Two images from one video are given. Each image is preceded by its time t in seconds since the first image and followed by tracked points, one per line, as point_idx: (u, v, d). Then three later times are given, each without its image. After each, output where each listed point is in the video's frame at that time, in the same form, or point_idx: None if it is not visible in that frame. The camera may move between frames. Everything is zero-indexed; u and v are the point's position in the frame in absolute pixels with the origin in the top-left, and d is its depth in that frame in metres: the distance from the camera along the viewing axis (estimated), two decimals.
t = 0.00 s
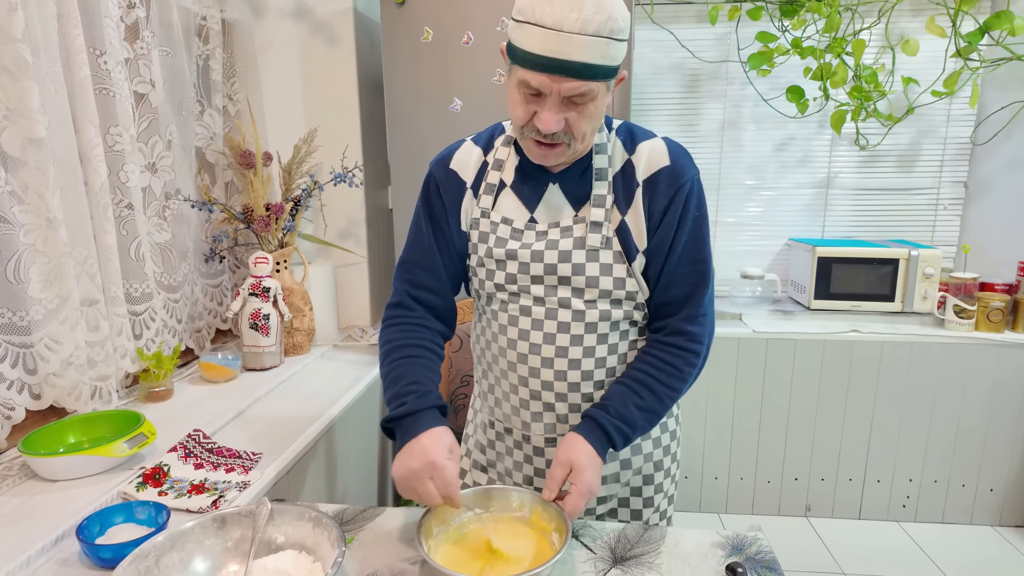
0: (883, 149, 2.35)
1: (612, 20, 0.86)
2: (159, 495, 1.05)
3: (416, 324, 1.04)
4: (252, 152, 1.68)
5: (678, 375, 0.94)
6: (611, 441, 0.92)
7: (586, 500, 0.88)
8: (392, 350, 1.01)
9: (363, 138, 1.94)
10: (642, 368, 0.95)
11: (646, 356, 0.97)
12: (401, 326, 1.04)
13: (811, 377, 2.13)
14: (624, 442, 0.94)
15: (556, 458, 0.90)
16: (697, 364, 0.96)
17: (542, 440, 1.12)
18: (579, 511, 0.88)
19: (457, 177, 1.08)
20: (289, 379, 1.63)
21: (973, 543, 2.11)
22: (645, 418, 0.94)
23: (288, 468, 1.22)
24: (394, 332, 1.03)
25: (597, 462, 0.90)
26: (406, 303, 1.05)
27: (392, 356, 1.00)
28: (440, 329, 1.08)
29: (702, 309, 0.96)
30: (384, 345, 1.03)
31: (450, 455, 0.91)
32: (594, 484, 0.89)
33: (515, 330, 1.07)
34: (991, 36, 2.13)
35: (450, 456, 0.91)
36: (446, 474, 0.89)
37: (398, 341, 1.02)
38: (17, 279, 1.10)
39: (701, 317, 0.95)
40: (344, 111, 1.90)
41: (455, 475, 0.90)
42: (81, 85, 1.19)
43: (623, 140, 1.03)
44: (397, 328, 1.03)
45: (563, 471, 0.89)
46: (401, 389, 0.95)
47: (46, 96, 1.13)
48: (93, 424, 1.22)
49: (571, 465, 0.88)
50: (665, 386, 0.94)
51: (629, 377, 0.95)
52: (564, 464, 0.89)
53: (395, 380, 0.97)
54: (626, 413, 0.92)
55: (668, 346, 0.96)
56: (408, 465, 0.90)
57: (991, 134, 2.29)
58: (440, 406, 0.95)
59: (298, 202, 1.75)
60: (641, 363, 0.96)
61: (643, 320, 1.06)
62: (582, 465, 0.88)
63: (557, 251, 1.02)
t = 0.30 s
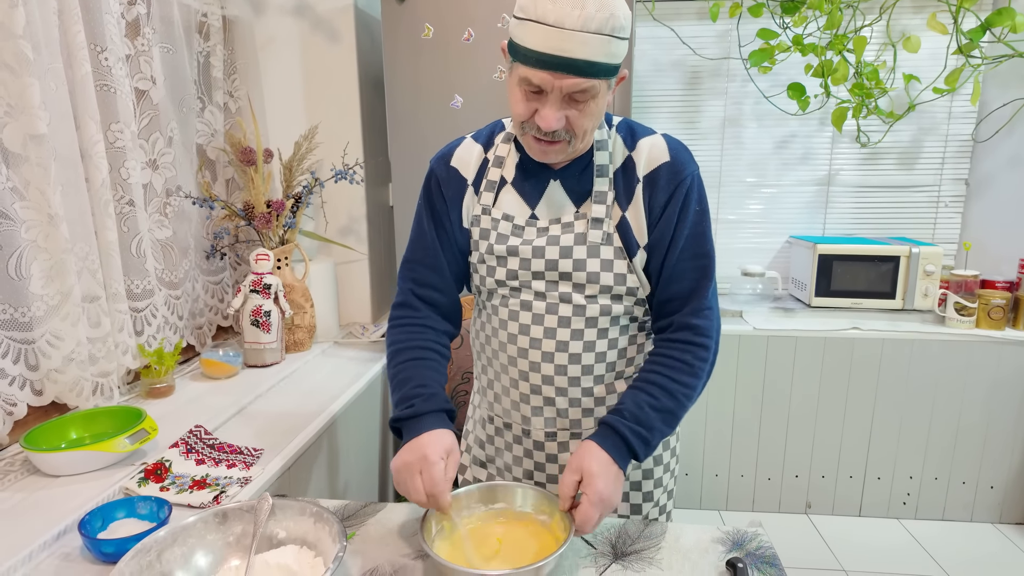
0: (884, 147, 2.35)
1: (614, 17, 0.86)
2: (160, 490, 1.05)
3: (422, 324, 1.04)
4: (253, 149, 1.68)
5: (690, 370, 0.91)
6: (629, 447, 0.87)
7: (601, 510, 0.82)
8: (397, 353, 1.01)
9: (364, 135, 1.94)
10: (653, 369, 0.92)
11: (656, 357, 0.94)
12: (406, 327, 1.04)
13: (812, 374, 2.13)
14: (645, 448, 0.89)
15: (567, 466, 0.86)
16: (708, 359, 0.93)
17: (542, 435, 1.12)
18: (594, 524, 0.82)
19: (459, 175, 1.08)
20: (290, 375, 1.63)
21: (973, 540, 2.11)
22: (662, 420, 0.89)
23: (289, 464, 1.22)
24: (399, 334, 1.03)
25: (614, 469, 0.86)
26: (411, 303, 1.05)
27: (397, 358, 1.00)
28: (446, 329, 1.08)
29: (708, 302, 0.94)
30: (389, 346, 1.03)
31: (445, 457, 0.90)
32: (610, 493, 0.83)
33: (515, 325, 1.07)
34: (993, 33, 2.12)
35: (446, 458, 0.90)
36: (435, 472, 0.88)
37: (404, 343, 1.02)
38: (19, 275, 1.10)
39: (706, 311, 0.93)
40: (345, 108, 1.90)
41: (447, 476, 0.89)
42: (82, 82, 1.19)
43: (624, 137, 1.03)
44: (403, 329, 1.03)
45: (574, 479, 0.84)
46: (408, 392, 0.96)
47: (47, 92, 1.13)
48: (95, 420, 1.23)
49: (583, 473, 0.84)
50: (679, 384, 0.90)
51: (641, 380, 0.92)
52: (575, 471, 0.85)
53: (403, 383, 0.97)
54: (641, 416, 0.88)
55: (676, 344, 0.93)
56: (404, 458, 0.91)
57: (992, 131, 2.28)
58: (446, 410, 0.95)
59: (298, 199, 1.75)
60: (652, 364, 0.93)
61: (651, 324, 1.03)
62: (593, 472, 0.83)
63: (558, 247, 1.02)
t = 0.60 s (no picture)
0: (884, 145, 2.35)
1: (607, 20, 0.87)
2: (161, 488, 1.06)
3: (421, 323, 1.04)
4: (253, 148, 1.68)
5: (688, 370, 0.89)
6: (632, 453, 0.85)
7: (598, 517, 0.81)
8: (397, 351, 1.00)
9: (364, 133, 1.94)
10: (652, 372, 0.90)
11: (654, 360, 0.92)
12: (406, 326, 1.03)
13: (811, 373, 2.13)
14: (650, 454, 0.87)
15: (567, 473, 0.86)
16: (706, 358, 0.91)
17: (541, 433, 1.12)
18: (592, 532, 0.81)
19: (458, 175, 1.08)
20: (291, 373, 1.64)
21: (972, 537, 2.11)
22: (664, 423, 0.87)
23: (289, 462, 1.22)
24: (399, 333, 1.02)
25: (614, 476, 0.84)
26: (410, 302, 1.04)
27: (397, 357, 1.00)
28: (445, 328, 1.08)
29: (704, 300, 0.92)
30: (389, 345, 1.02)
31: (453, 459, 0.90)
32: (609, 499, 0.82)
33: (514, 324, 1.08)
34: (993, 31, 2.12)
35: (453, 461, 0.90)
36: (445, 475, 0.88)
37: (404, 342, 1.01)
38: (19, 273, 1.11)
39: (702, 308, 0.92)
40: (345, 106, 1.91)
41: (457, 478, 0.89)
42: (81, 80, 1.20)
43: (620, 136, 1.03)
44: (403, 328, 1.02)
45: (572, 486, 0.84)
46: (410, 391, 0.95)
47: (47, 91, 1.14)
48: (96, 417, 1.23)
49: (580, 480, 0.84)
50: (679, 385, 0.88)
51: (640, 385, 0.90)
52: (574, 478, 0.85)
53: (404, 381, 0.96)
54: (642, 420, 0.86)
55: (673, 345, 0.91)
56: (411, 462, 0.90)
57: (993, 129, 2.28)
58: (446, 411, 0.94)
59: (299, 197, 1.75)
60: (650, 367, 0.91)
61: (649, 326, 1.01)
62: (591, 478, 0.83)
63: (556, 246, 1.02)
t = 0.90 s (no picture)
0: (885, 143, 2.35)
1: (606, 14, 0.87)
2: (162, 485, 1.06)
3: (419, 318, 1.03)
4: (254, 146, 1.68)
5: (686, 369, 0.89)
6: (631, 455, 0.85)
7: (593, 520, 0.82)
8: (397, 346, 1.00)
9: (364, 131, 1.95)
10: (650, 373, 0.90)
11: (652, 360, 0.92)
12: (405, 322, 1.02)
13: (811, 371, 2.14)
14: (649, 455, 0.87)
15: (565, 474, 0.87)
16: (705, 356, 0.91)
17: (541, 431, 1.13)
18: (587, 536, 0.82)
19: (459, 173, 1.08)
20: (292, 371, 1.64)
21: (972, 535, 2.11)
22: (662, 423, 0.87)
23: (289, 460, 1.23)
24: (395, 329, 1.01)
25: (612, 478, 0.84)
26: (411, 299, 1.04)
27: (396, 354, 0.99)
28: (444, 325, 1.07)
29: (702, 298, 0.92)
30: (387, 340, 1.01)
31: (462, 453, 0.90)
32: (605, 503, 0.83)
33: (514, 322, 1.08)
34: (994, 28, 2.11)
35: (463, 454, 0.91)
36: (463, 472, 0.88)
37: (401, 338, 1.00)
38: (22, 271, 1.11)
39: (700, 306, 0.92)
40: (346, 104, 1.91)
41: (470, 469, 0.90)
42: (83, 78, 1.20)
43: (620, 134, 1.03)
44: (402, 324, 1.02)
45: (569, 488, 0.85)
46: (408, 386, 0.95)
47: (48, 89, 1.14)
48: (98, 415, 1.23)
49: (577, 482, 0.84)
50: (677, 384, 0.88)
51: (639, 386, 0.90)
52: (570, 479, 0.85)
53: (401, 377, 0.96)
54: (641, 420, 0.87)
55: (672, 344, 0.91)
56: (421, 466, 0.90)
57: (993, 127, 2.28)
58: (447, 403, 0.95)
59: (299, 195, 1.75)
60: (648, 368, 0.91)
61: (648, 325, 1.01)
62: (586, 480, 0.83)
63: (556, 245, 1.02)
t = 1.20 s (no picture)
0: (885, 142, 2.34)
1: (611, 5, 0.87)
2: (164, 483, 1.06)
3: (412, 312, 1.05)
4: (255, 144, 1.67)
5: (688, 370, 0.89)
6: (631, 453, 0.86)
7: (593, 517, 0.81)
8: (392, 339, 1.01)
9: (365, 130, 1.95)
10: (651, 372, 0.90)
11: (654, 360, 0.92)
12: (401, 314, 1.04)
13: (811, 370, 2.14)
14: (650, 454, 0.87)
15: (566, 473, 0.87)
16: (707, 357, 0.91)
17: (542, 430, 1.13)
18: (587, 533, 0.81)
19: (460, 170, 1.08)
20: (293, 370, 1.64)
21: (972, 534, 2.11)
22: (663, 423, 0.87)
23: (290, 458, 1.23)
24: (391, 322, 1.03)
25: (613, 476, 0.85)
26: (406, 293, 1.05)
27: (391, 344, 1.01)
28: (438, 319, 1.09)
29: (704, 299, 0.92)
30: (383, 332, 1.03)
31: (449, 444, 0.91)
32: (605, 500, 0.83)
33: (515, 321, 1.08)
34: (995, 27, 2.11)
35: (449, 445, 0.91)
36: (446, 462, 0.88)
37: (396, 330, 1.02)
38: (23, 270, 1.12)
39: (702, 307, 0.92)
40: (346, 103, 1.91)
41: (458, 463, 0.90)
42: (84, 77, 1.20)
43: (624, 133, 1.03)
44: (397, 316, 1.04)
45: (569, 486, 0.85)
46: (400, 377, 0.96)
47: (50, 88, 1.14)
48: (100, 414, 1.23)
49: (577, 481, 0.84)
50: (678, 384, 0.88)
51: (640, 385, 0.90)
52: (571, 478, 0.85)
53: (395, 368, 0.97)
54: (641, 420, 0.87)
55: (673, 344, 0.91)
56: (408, 455, 0.90)
57: (993, 126, 2.28)
58: (439, 394, 0.95)
59: (300, 194, 1.75)
60: (650, 368, 0.91)
61: (650, 325, 1.01)
62: (586, 478, 0.83)
63: (557, 243, 1.02)
